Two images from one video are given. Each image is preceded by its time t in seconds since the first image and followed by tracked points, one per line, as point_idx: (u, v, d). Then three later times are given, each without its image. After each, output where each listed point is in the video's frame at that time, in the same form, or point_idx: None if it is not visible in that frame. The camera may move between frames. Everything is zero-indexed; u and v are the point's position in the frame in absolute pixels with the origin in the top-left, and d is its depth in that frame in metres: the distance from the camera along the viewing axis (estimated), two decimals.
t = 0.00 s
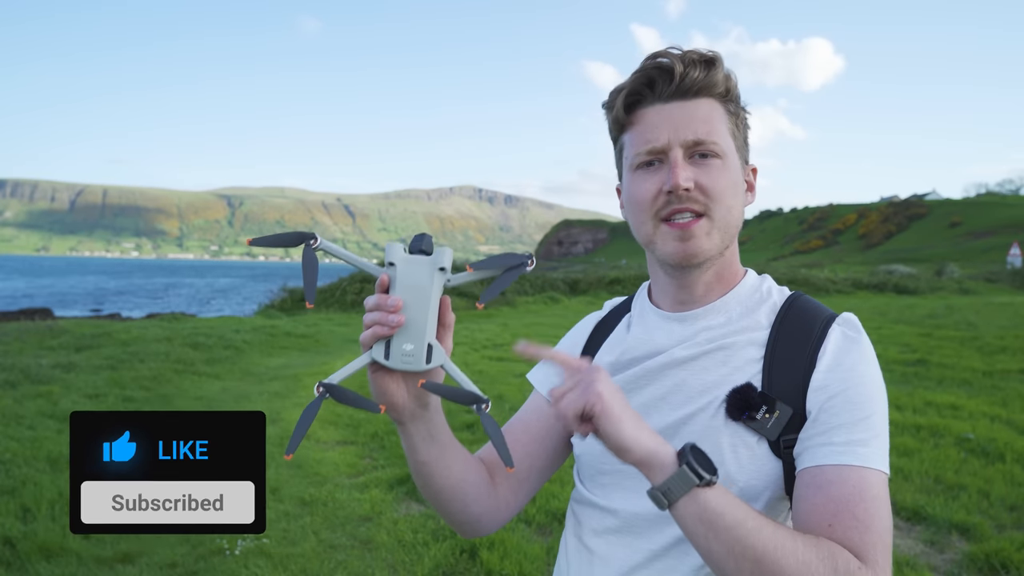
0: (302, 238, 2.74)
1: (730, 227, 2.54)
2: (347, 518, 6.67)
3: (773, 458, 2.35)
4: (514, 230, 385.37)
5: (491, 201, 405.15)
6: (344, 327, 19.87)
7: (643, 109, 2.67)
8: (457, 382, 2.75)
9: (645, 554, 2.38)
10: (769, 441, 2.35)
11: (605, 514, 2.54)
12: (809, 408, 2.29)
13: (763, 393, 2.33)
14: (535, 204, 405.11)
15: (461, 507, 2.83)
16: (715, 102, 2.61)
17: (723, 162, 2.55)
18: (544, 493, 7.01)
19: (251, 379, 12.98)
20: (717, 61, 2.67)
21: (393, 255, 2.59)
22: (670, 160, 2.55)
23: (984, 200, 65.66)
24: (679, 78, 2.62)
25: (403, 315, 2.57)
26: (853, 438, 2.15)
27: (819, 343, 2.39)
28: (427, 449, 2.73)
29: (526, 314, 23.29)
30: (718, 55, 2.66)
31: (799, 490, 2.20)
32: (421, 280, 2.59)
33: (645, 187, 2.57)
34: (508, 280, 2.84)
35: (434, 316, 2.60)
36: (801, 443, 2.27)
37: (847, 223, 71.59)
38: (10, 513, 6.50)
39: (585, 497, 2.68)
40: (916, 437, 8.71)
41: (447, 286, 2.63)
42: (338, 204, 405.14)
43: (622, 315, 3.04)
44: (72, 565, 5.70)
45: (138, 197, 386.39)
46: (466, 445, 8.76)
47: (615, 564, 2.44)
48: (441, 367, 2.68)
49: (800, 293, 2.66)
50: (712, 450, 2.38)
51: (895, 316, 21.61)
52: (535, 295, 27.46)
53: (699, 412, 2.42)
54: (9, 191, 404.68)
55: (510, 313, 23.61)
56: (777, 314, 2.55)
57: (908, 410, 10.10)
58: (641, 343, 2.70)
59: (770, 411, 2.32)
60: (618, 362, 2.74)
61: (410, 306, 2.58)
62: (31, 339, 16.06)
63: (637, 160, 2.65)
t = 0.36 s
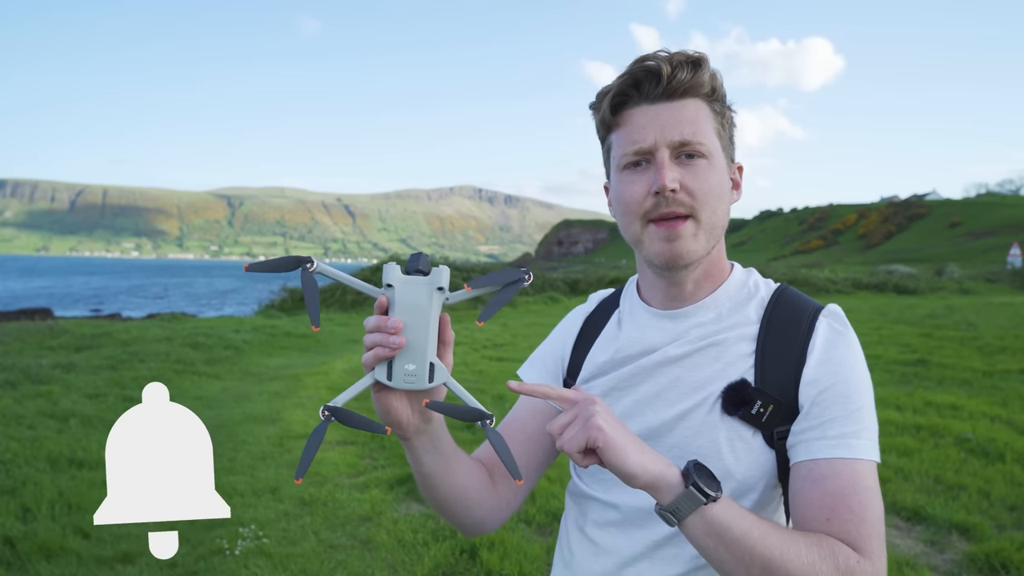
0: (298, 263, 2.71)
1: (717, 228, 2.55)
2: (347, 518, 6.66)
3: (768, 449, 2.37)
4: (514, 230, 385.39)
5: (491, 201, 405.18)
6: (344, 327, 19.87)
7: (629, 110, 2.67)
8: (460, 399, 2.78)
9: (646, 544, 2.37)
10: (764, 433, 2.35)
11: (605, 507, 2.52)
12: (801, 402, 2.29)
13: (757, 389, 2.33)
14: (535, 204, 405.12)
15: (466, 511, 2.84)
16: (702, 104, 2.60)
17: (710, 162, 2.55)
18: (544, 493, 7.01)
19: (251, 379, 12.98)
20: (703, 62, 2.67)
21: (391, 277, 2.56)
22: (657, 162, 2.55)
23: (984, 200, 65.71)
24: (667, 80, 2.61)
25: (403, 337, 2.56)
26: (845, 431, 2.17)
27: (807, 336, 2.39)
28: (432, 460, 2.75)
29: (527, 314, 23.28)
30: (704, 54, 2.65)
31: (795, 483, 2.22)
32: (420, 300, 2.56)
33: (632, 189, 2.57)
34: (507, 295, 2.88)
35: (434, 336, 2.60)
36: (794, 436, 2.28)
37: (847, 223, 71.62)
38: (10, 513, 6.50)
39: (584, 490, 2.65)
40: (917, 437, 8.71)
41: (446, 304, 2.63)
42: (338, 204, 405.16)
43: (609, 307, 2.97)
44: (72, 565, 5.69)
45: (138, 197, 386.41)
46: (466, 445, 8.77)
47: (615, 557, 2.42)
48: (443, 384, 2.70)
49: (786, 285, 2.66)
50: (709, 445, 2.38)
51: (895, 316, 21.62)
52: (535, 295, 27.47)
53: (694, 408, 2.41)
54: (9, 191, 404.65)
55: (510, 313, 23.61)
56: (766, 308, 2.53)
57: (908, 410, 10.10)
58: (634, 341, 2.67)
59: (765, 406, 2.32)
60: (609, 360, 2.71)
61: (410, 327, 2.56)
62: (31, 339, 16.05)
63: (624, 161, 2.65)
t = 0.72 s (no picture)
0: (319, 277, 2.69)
1: (706, 237, 2.55)
2: (347, 518, 6.66)
3: (758, 445, 2.39)
4: (514, 230, 385.45)
5: (491, 201, 405.21)
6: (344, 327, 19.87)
7: (622, 123, 2.64)
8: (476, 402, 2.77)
9: (652, 538, 2.36)
10: (754, 432, 2.38)
11: (607, 504, 2.49)
12: (787, 400, 2.33)
13: (748, 388, 2.35)
14: (535, 204, 405.15)
15: (474, 511, 2.84)
16: (691, 118, 2.61)
17: (700, 174, 2.56)
18: (543, 493, 7.01)
19: (251, 380, 12.99)
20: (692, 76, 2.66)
21: (408, 288, 2.56)
22: (650, 174, 2.54)
23: (984, 200, 65.72)
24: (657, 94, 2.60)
25: (423, 344, 2.56)
26: (829, 425, 2.22)
27: (791, 335, 2.42)
28: (447, 461, 2.74)
29: (527, 314, 23.28)
30: (692, 69, 2.66)
31: (783, 477, 2.27)
32: (437, 309, 2.56)
33: (624, 200, 2.55)
34: (519, 302, 2.87)
35: (452, 343, 2.60)
36: (782, 431, 2.31)
37: (847, 224, 71.60)
38: (10, 512, 6.50)
39: (581, 487, 2.62)
40: (916, 437, 8.72)
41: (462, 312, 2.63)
42: (338, 204, 405.15)
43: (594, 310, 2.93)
44: (72, 565, 5.69)
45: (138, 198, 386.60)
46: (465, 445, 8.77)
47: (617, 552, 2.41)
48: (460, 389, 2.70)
49: (766, 287, 2.68)
50: (703, 446, 2.40)
51: (895, 316, 21.63)
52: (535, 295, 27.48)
53: (689, 410, 2.41)
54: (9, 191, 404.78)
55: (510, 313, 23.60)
56: (751, 312, 2.54)
57: (908, 410, 10.10)
58: (626, 346, 2.62)
59: (754, 406, 2.34)
60: (602, 366, 2.67)
61: (428, 335, 2.56)
62: (31, 339, 16.06)
63: (615, 173, 2.62)
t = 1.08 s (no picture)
0: (350, 306, 2.36)
1: (707, 236, 2.55)
2: (347, 518, 6.66)
3: (758, 437, 2.40)
4: (514, 230, 385.38)
5: (491, 201, 405.12)
6: (344, 327, 19.86)
7: (624, 125, 2.65)
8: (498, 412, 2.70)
9: (658, 529, 2.36)
10: (755, 423, 2.38)
11: (609, 499, 2.47)
12: (787, 392, 2.34)
13: (750, 379, 2.36)
14: (535, 204, 405.07)
15: (493, 521, 2.81)
16: (691, 122, 2.62)
17: (699, 175, 2.56)
18: (543, 493, 7.01)
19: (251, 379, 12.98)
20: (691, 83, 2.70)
21: (443, 318, 2.28)
22: (651, 173, 2.54)
23: (984, 200, 65.66)
24: (658, 98, 2.61)
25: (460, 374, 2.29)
26: (829, 416, 2.26)
27: (787, 327, 2.44)
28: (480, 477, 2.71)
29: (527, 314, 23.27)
30: (690, 75, 2.68)
31: (791, 470, 2.30)
32: (475, 339, 2.28)
33: (626, 198, 2.54)
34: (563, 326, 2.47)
35: (490, 370, 2.32)
36: (783, 424, 2.33)
37: (847, 223, 71.58)
38: (10, 513, 6.50)
39: (581, 482, 2.59)
40: (917, 437, 8.71)
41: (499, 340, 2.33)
42: (338, 204, 405.07)
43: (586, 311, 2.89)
44: (71, 565, 5.69)
45: (138, 197, 386.53)
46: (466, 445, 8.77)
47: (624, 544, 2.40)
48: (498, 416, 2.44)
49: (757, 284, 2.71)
50: (707, 437, 2.38)
51: (895, 316, 21.61)
52: (535, 295, 27.49)
53: (691, 402, 2.41)
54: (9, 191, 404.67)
55: (510, 313, 23.61)
56: (746, 308, 2.55)
57: (908, 410, 10.10)
58: (626, 342, 2.61)
59: (757, 397, 2.35)
60: (601, 364, 2.64)
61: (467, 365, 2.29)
62: (31, 339, 16.05)
63: (618, 173, 2.61)
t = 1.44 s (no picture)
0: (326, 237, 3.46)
1: (696, 232, 2.54)
2: (347, 518, 6.66)
3: (759, 427, 2.39)
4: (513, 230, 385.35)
5: (491, 201, 405.11)
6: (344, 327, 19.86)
7: (612, 125, 2.66)
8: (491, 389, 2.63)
9: (659, 523, 2.35)
10: (756, 413, 2.38)
11: (608, 494, 2.45)
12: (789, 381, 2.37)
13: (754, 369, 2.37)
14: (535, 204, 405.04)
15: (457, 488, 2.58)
16: (679, 120, 2.62)
17: (687, 172, 2.55)
18: (543, 493, 7.01)
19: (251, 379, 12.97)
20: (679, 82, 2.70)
21: (411, 237, 2.26)
22: (639, 170, 2.53)
23: (985, 200, 65.61)
24: (646, 98, 2.62)
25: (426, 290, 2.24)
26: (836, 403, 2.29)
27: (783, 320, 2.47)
28: (449, 421, 2.48)
29: (527, 314, 23.27)
30: (679, 75, 2.68)
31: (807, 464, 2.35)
32: (443, 256, 2.24)
33: (614, 195, 2.55)
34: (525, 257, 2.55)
35: (458, 290, 2.28)
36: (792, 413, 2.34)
37: (847, 223, 71.58)
38: (10, 513, 6.50)
39: (578, 478, 2.56)
40: (917, 437, 8.71)
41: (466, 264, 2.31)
42: (338, 204, 405.03)
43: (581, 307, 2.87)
44: (71, 565, 5.69)
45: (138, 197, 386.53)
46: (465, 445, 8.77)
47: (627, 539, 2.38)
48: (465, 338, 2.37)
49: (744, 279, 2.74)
50: (709, 427, 2.36)
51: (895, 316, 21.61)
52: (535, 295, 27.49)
53: (692, 391, 2.40)
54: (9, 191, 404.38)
55: (510, 313, 23.61)
56: (741, 302, 2.58)
57: (908, 410, 10.10)
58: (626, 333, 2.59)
59: (761, 385, 2.35)
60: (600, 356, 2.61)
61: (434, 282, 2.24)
62: (31, 339, 16.04)
63: (607, 171, 2.62)
